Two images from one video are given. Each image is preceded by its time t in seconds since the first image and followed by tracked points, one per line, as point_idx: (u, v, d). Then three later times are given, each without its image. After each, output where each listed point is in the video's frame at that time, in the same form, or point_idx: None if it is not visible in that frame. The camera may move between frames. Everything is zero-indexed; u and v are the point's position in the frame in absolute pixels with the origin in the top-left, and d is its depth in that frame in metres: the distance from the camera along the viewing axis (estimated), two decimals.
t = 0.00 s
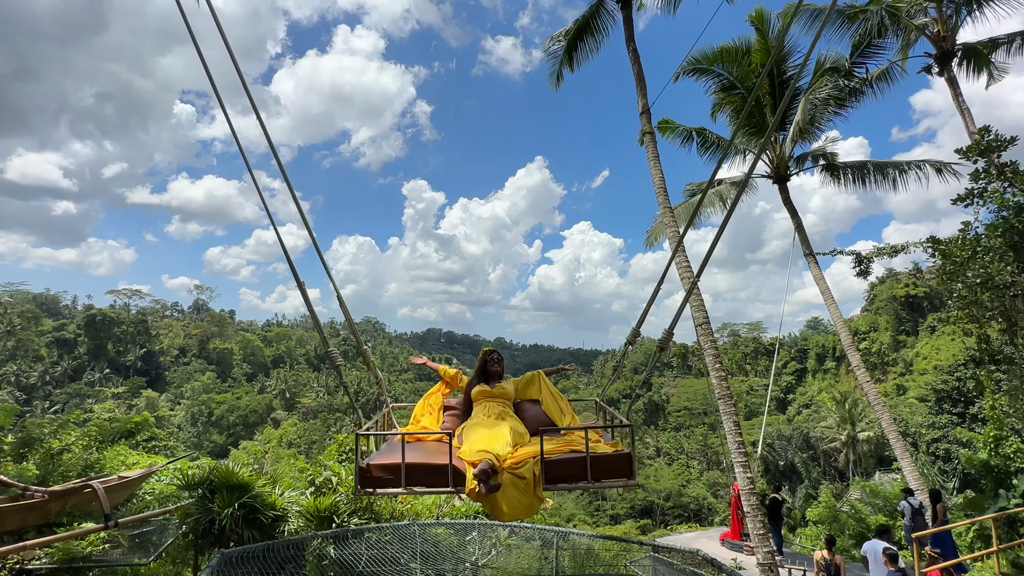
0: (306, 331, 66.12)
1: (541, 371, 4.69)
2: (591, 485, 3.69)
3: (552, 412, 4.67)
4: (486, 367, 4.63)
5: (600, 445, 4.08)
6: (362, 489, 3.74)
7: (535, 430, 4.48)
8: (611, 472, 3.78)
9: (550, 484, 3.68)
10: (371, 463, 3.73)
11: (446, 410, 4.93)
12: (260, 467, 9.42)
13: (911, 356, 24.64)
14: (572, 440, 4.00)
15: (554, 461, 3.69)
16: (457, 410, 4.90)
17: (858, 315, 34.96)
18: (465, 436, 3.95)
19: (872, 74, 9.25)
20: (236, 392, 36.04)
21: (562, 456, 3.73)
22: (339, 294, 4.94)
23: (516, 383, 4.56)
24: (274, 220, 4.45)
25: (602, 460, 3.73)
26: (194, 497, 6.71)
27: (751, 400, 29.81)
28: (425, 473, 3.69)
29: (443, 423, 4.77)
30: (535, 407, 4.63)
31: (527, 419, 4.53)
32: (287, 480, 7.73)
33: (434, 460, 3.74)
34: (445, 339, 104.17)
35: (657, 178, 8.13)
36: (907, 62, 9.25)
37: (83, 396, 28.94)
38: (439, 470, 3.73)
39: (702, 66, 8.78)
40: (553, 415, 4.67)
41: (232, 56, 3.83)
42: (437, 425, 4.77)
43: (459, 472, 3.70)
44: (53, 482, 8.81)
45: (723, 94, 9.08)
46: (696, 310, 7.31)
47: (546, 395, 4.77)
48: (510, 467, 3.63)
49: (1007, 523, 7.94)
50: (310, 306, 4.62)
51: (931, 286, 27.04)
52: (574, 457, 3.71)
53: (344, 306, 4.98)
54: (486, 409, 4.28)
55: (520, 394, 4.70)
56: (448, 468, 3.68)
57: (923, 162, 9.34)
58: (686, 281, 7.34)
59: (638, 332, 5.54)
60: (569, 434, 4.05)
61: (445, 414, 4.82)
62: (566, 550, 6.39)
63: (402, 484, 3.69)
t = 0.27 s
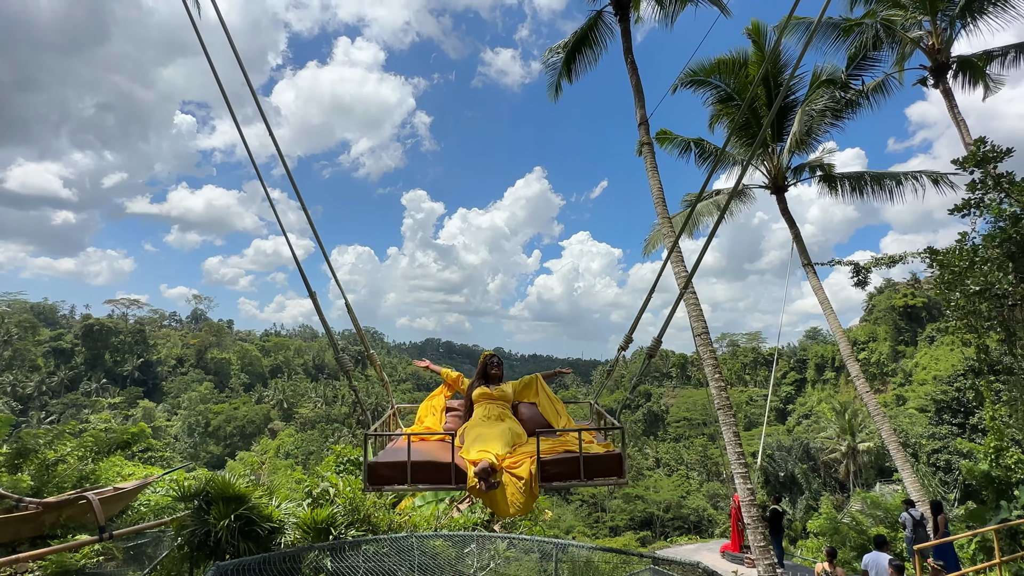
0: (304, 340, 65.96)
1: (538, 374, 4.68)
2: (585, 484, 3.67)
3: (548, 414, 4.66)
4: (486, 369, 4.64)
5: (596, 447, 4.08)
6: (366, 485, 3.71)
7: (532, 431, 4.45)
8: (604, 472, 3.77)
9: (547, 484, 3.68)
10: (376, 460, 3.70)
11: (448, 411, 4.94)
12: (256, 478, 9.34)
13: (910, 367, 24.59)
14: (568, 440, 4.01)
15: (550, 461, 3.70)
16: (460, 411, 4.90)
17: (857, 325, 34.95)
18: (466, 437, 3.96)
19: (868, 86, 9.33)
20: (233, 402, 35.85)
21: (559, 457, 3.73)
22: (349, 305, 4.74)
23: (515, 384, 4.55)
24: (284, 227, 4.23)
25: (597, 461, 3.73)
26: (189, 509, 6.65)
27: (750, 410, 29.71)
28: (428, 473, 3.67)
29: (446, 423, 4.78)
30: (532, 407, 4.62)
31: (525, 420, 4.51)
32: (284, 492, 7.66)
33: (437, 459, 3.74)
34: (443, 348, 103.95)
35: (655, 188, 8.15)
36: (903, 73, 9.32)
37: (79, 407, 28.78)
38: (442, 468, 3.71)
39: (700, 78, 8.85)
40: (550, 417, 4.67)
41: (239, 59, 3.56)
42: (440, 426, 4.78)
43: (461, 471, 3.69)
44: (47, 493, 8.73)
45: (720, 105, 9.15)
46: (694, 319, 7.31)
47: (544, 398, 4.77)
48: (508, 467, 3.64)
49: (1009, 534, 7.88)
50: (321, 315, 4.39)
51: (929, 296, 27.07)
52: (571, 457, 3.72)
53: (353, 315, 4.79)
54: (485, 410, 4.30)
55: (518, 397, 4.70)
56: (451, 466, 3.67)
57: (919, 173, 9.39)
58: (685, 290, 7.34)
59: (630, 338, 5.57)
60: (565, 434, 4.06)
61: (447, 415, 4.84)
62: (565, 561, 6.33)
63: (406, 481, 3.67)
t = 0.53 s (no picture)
0: (303, 343, 65.87)
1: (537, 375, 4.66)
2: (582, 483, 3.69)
3: (547, 413, 4.65)
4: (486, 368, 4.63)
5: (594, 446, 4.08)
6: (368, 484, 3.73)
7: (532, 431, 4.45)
8: (602, 471, 3.78)
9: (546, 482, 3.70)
10: (378, 458, 3.72)
11: (449, 410, 4.94)
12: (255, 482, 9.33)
13: (909, 370, 24.60)
14: (567, 440, 4.01)
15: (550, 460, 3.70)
16: (461, 410, 4.91)
17: (856, 328, 34.97)
18: (466, 435, 3.93)
19: (866, 89, 9.36)
20: (232, 405, 35.79)
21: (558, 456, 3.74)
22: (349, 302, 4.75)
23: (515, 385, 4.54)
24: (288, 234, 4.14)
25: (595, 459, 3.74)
26: (187, 512, 6.64)
27: (749, 413, 29.70)
28: (429, 471, 3.68)
29: (446, 422, 4.78)
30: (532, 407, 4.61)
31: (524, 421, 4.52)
32: (282, 495, 7.64)
33: (439, 458, 3.75)
34: (442, 351, 103.89)
35: (654, 191, 8.17)
36: (901, 77, 9.36)
37: (77, 410, 28.71)
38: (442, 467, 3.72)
39: (699, 81, 8.88)
40: (549, 417, 4.66)
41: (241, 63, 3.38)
42: (441, 425, 4.77)
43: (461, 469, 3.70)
44: (45, 496, 8.71)
45: (719, 109, 9.18)
46: (693, 321, 7.31)
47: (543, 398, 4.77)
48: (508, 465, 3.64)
49: (1009, 537, 7.87)
50: (324, 318, 4.37)
51: (928, 299, 27.10)
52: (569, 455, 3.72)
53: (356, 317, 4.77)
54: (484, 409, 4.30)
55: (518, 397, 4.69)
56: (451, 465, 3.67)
57: (918, 175, 9.41)
58: (684, 294, 7.34)
59: (628, 339, 5.60)
60: (563, 433, 4.06)
61: (448, 414, 4.84)
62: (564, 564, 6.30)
63: (409, 479, 3.70)
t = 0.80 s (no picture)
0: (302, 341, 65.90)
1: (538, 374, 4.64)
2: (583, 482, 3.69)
3: (548, 412, 4.63)
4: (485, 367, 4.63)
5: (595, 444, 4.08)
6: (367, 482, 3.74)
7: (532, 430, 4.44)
8: (603, 470, 3.78)
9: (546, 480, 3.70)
10: (377, 457, 3.72)
11: (449, 408, 4.93)
12: (255, 478, 9.33)
13: (908, 367, 24.63)
14: (567, 438, 4.00)
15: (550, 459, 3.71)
16: (461, 408, 4.90)
17: (855, 325, 35.00)
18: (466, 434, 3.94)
19: (866, 86, 9.34)
20: (231, 402, 35.80)
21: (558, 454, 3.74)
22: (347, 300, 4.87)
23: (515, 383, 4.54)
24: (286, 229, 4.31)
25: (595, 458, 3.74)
26: (187, 509, 6.64)
27: (748, 410, 29.76)
28: (428, 470, 3.69)
29: (446, 420, 4.78)
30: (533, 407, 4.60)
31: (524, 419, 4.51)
32: (282, 492, 7.65)
33: (438, 456, 3.75)
34: (442, 348, 103.86)
35: (654, 187, 8.16)
36: (901, 74, 9.34)
37: (77, 407, 28.70)
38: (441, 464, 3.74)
39: (698, 78, 8.87)
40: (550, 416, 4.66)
41: (240, 60, 3.64)
42: (440, 423, 4.77)
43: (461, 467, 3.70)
44: (44, 494, 8.70)
45: (718, 106, 9.16)
46: (692, 318, 7.31)
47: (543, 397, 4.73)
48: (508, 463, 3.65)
49: (1006, 533, 7.89)
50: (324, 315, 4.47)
51: (927, 296, 27.12)
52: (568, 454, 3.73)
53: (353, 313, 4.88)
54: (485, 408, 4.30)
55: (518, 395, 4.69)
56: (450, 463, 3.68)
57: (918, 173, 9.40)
58: (683, 291, 7.35)
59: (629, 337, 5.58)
60: (564, 432, 4.05)
61: (448, 412, 4.83)
62: (563, 561, 6.31)
63: (408, 478, 3.69)
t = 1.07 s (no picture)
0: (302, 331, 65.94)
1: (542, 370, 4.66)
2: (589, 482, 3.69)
3: (550, 409, 4.66)
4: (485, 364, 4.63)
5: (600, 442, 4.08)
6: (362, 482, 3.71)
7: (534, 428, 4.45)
8: (610, 469, 3.77)
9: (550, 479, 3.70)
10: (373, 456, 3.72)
11: (446, 404, 4.91)
12: (255, 467, 9.40)
13: (906, 357, 24.71)
14: (572, 436, 3.99)
15: (555, 456, 3.70)
16: (459, 404, 4.88)
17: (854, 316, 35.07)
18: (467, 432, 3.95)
19: (867, 75, 9.29)
20: (231, 392, 35.92)
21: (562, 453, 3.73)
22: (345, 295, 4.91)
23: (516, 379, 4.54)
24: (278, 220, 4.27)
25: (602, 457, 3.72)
26: (188, 498, 6.68)
27: (746, 400, 29.91)
28: (426, 468, 3.68)
29: (444, 418, 4.75)
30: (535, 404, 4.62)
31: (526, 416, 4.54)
32: (282, 481, 7.70)
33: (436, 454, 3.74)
34: (441, 339, 104.06)
35: (654, 176, 8.14)
36: (903, 62, 9.28)
37: (78, 397, 28.79)
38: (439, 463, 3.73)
39: (699, 66, 8.80)
40: (552, 413, 4.67)
41: (233, 48, 3.66)
42: (439, 420, 4.76)
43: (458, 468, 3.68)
44: (46, 483, 8.75)
45: (719, 94, 9.10)
46: (691, 307, 7.32)
47: (546, 392, 4.79)
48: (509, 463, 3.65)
49: (1001, 521, 7.95)
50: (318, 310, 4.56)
51: (926, 286, 27.15)
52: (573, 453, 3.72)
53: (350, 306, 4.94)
54: (485, 406, 4.29)
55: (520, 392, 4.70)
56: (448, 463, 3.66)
57: (918, 162, 9.38)
58: (682, 281, 7.36)
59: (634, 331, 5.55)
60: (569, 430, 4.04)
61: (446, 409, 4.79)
62: (561, 549, 6.37)
63: (404, 477, 3.68)
